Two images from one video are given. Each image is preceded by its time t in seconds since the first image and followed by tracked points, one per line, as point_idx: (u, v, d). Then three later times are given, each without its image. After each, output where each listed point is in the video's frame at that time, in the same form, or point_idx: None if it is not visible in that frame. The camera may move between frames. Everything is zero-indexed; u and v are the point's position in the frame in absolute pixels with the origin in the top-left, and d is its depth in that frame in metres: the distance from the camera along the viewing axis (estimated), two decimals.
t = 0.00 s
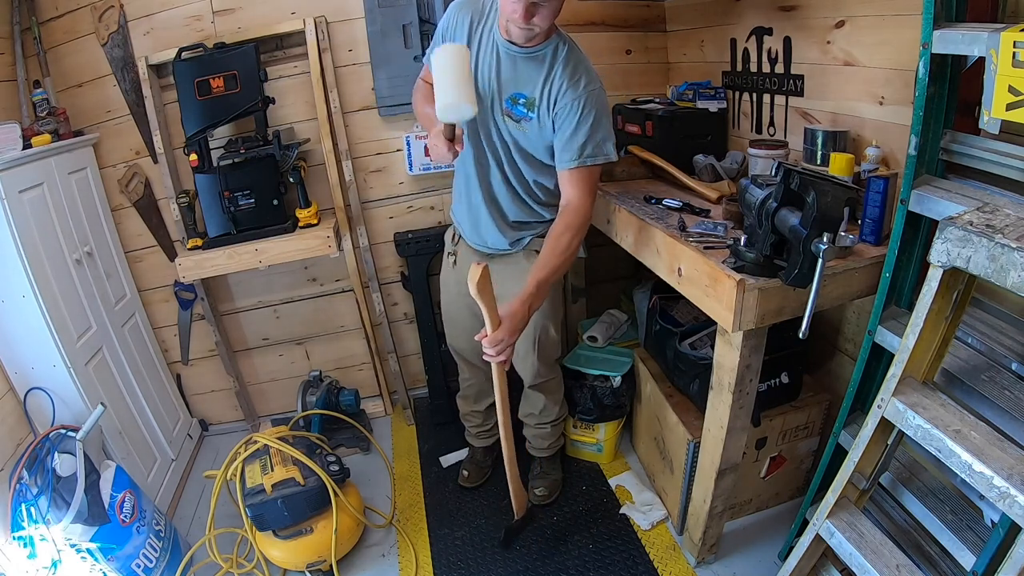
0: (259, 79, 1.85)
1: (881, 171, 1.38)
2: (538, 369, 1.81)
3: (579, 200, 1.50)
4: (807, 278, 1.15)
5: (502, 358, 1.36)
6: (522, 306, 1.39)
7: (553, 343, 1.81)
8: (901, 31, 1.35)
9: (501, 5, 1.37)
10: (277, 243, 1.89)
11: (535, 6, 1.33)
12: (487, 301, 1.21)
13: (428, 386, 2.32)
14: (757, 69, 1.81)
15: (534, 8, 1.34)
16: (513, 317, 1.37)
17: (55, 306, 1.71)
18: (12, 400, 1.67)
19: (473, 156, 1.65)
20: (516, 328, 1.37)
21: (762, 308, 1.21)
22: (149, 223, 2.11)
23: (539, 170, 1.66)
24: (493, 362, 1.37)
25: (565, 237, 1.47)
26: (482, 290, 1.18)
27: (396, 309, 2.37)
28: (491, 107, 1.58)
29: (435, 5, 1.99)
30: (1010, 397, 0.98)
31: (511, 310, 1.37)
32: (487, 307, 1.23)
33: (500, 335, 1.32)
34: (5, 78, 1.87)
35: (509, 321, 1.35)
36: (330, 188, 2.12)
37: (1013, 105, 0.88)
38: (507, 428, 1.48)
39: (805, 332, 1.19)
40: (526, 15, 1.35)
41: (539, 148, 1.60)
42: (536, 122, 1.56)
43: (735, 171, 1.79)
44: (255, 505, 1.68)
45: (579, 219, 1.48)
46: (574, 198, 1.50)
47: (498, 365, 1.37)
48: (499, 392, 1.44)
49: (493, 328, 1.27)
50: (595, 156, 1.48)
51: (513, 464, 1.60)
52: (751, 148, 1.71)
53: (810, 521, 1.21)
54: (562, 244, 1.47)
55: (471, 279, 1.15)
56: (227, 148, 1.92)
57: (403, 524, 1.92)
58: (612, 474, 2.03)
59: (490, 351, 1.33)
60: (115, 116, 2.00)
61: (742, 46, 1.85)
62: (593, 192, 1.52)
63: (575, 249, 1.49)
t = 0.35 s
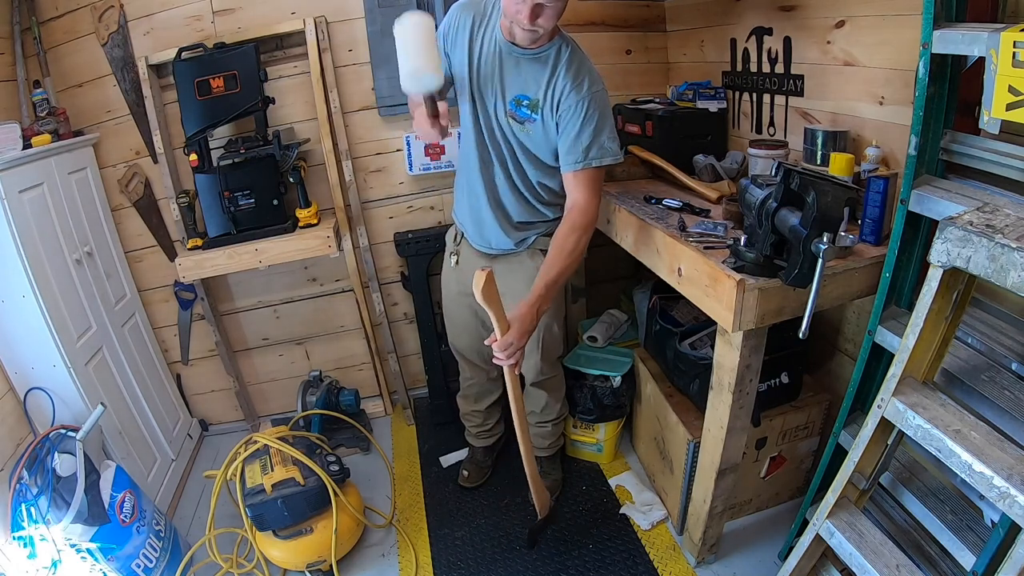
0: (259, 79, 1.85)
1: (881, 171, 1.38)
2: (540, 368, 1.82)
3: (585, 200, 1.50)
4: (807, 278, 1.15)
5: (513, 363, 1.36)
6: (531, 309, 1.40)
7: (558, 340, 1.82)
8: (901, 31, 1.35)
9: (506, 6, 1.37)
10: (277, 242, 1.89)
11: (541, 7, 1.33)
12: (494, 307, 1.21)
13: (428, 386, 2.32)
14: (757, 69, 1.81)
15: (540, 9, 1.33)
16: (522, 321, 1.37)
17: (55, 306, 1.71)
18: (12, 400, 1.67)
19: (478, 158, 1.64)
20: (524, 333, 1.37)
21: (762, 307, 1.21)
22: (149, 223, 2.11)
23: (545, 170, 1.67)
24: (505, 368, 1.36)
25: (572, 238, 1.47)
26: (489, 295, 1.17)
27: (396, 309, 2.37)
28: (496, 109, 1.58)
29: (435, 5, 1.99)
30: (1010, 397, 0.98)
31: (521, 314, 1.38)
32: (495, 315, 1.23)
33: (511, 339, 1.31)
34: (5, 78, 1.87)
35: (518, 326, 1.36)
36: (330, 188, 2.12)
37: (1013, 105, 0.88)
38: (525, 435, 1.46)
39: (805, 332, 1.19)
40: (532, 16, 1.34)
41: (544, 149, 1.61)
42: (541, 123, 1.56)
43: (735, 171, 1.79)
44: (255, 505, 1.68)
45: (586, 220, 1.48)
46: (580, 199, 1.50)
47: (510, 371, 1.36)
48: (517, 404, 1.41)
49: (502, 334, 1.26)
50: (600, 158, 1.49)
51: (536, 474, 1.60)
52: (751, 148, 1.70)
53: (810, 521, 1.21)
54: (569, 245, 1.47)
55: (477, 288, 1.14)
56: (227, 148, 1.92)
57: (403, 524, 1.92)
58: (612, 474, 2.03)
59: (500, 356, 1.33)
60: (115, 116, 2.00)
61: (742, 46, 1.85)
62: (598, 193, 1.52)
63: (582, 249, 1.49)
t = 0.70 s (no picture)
0: (259, 79, 1.85)
1: (881, 171, 1.38)
2: (542, 369, 1.82)
3: (593, 192, 1.49)
4: (807, 278, 1.15)
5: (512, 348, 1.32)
6: (530, 293, 1.37)
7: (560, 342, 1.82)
8: (901, 31, 1.35)
9: (508, 5, 1.37)
10: (277, 242, 1.89)
11: (543, 6, 1.33)
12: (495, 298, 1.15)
13: (428, 386, 2.32)
14: (757, 69, 1.81)
15: (543, 8, 1.34)
16: (520, 305, 1.35)
17: (55, 306, 1.71)
18: (12, 400, 1.67)
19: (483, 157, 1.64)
20: (522, 316, 1.35)
21: (762, 307, 1.21)
22: (149, 223, 2.11)
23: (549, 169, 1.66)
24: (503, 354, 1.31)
25: (578, 226, 1.46)
26: (487, 283, 1.11)
27: (396, 309, 2.37)
28: (499, 108, 1.58)
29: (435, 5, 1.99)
30: (1010, 397, 0.98)
31: (518, 298, 1.35)
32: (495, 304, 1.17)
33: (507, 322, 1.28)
34: (5, 78, 1.88)
35: (516, 310, 1.34)
36: (330, 188, 2.12)
37: (1013, 105, 0.88)
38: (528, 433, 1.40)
39: (805, 332, 1.19)
40: (535, 14, 1.34)
41: (549, 147, 1.61)
42: (546, 121, 1.56)
43: (735, 171, 1.79)
44: (255, 505, 1.68)
45: (593, 210, 1.47)
46: (587, 190, 1.49)
47: (508, 357, 1.31)
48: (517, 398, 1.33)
49: (499, 320, 1.21)
50: (607, 152, 1.49)
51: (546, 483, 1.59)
52: (751, 148, 1.70)
53: (810, 521, 1.21)
54: (576, 233, 1.45)
55: (473, 273, 1.08)
56: (227, 148, 1.92)
57: (403, 524, 1.92)
58: (612, 474, 2.03)
59: (497, 340, 1.29)
60: (115, 116, 2.00)
61: (742, 46, 1.85)
62: (607, 186, 1.51)
63: (590, 239, 1.47)
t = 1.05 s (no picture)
0: (259, 79, 1.85)
1: (881, 171, 1.38)
2: (543, 368, 1.81)
3: (590, 201, 1.49)
4: (807, 278, 1.15)
5: (514, 360, 1.39)
6: (534, 308, 1.41)
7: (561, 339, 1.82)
8: (901, 31, 1.35)
9: (510, 7, 1.37)
10: (277, 242, 1.89)
11: (544, 7, 1.33)
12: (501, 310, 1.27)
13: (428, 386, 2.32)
14: (757, 69, 1.81)
15: (543, 10, 1.33)
16: (524, 320, 1.39)
17: (55, 306, 1.71)
18: (12, 400, 1.67)
19: (482, 156, 1.64)
20: (527, 332, 1.39)
21: (762, 307, 1.21)
22: (149, 223, 2.11)
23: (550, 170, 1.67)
24: (506, 366, 1.40)
25: (577, 237, 1.47)
26: (493, 297, 1.23)
27: (396, 309, 2.37)
28: (499, 107, 1.58)
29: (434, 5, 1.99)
30: (1010, 398, 0.98)
31: (522, 313, 1.39)
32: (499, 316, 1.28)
33: (511, 338, 1.34)
34: (5, 78, 1.88)
35: (520, 324, 1.38)
36: (330, 188, 2.12)
37: (1013, 105, 0.88)
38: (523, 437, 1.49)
39: (805, 332, 1.19)
40: (536, 16, 1.34)
41: (548, 148, 1.61)
42: (544, 123, 1.56)
43: (735, 171, 1.79)
44: (255, 505, 1.68)
45: (591, 219, 1.48)
46: (585, 198, 1.49)
47: (511, 368, 1.39)
48: (515, 402, 1.44)
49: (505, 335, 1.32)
50: (607, 157, 1.48)
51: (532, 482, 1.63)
52: (750, 148, 1.70)
53: (810, 521, 1.21)
54: (574, 244, 1.47)
55: (481, 286, 1.19)
56: (227, 148, 1.92)
57: (403, 524, 1.92)
58: (612, 474, 2.03)
59: (502, 354, 1.36)
60: (115, 116, 2.00)
61: (742, 46, 1.85)
62: (605, 192, 1.51)
63: (588, 248, 1.48)
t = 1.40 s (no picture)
0: (259, 79, 1.85)
1: (881, 171, 1.38)
2: (545, 369, 1.82)
3: (602, 199, 1.48)
4: (807, 278, 1.15)
5: (509, 341, 1.38)
6: (534, 291, 1.41)
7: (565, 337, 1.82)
8: (901, 31, 1.35)
9: (512, 19, 1.37)
10: (277, 242, 1.89)
11: (547, 21, 1.32)
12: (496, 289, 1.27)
13: (428, 386, 2.32)
14: (757, 69, 1.81)
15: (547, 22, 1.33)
16: (522, 301, 1.38)
17: (55, 306, 1.71)
18: (12, 400, 1.67)
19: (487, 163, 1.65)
20: (524, 314, 1.39)
21: (762, 308, 1.21)
22: (149, 223, 2.11)
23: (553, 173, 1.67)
24: (500, 345, 1.38)
25: (587, 232, 1.46)
26: (491, 274, 1.22)
27: (396, 309, 2.37)
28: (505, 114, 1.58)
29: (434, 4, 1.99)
30: (1010, 397, 0.98)
31: (520, 293, 1.39)
32: (495, 292, 1.27)
33: (507, 316, 1.33)
34: (5, 78, 1.88)
35: (518, 305, 1.37)
36: (330, 188, 2.12)
37: (1013, 105, 0.88)
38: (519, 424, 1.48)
39: (805, 332, 1.19)
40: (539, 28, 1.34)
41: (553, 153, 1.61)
42: (551, 129, 1.56)
43: (735, 171, 1.79)
44: (255, 505, 1.68)
45: (604, 214, 1.47)
46: (597, 197, 1.49)
47: (505, 349, 1.38)
48: (510, 385, 1.43)
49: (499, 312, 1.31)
50: (617, 160, 1.48)
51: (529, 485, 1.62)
52: (751, 148, 1.70)
53: (810, 521, 1.21)
54: (584, 238, 1.46)
55: (479, 264, 1.19)
56: (227, 148, 1.92)
57: (403, 524, 1.92)
58: (612, 474, 2.03)
59: (496, 333, 1.35)
60: (115, 116, 2.00)
61: (742, 46, 1.85)
62: (616, 192, 1.51)
63: (598, 244, 1.48)
